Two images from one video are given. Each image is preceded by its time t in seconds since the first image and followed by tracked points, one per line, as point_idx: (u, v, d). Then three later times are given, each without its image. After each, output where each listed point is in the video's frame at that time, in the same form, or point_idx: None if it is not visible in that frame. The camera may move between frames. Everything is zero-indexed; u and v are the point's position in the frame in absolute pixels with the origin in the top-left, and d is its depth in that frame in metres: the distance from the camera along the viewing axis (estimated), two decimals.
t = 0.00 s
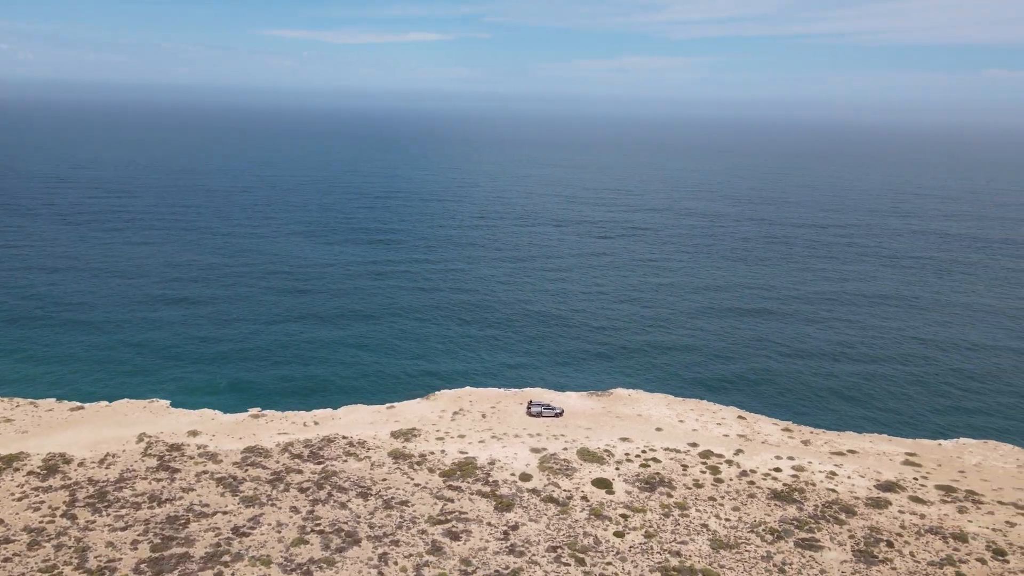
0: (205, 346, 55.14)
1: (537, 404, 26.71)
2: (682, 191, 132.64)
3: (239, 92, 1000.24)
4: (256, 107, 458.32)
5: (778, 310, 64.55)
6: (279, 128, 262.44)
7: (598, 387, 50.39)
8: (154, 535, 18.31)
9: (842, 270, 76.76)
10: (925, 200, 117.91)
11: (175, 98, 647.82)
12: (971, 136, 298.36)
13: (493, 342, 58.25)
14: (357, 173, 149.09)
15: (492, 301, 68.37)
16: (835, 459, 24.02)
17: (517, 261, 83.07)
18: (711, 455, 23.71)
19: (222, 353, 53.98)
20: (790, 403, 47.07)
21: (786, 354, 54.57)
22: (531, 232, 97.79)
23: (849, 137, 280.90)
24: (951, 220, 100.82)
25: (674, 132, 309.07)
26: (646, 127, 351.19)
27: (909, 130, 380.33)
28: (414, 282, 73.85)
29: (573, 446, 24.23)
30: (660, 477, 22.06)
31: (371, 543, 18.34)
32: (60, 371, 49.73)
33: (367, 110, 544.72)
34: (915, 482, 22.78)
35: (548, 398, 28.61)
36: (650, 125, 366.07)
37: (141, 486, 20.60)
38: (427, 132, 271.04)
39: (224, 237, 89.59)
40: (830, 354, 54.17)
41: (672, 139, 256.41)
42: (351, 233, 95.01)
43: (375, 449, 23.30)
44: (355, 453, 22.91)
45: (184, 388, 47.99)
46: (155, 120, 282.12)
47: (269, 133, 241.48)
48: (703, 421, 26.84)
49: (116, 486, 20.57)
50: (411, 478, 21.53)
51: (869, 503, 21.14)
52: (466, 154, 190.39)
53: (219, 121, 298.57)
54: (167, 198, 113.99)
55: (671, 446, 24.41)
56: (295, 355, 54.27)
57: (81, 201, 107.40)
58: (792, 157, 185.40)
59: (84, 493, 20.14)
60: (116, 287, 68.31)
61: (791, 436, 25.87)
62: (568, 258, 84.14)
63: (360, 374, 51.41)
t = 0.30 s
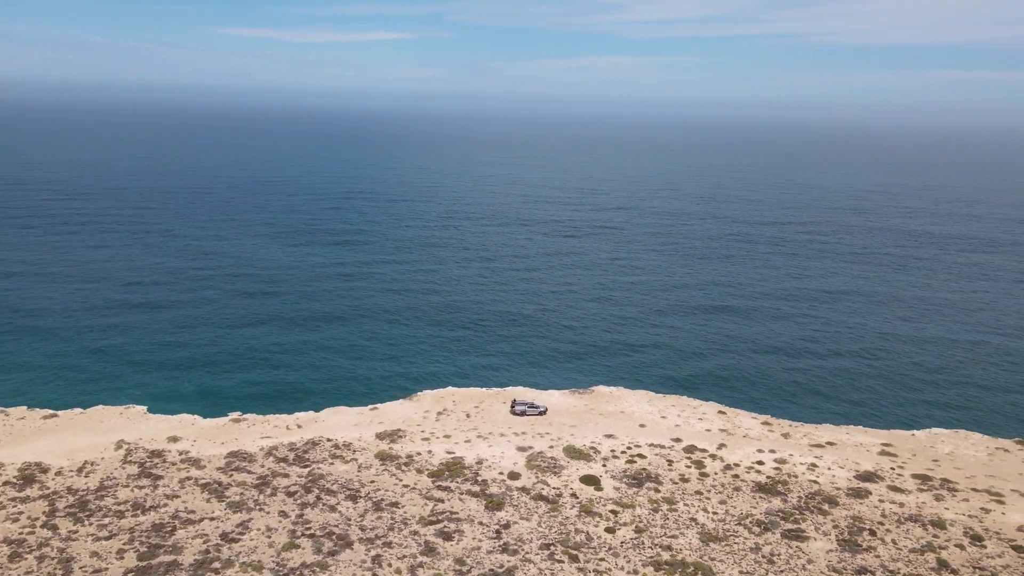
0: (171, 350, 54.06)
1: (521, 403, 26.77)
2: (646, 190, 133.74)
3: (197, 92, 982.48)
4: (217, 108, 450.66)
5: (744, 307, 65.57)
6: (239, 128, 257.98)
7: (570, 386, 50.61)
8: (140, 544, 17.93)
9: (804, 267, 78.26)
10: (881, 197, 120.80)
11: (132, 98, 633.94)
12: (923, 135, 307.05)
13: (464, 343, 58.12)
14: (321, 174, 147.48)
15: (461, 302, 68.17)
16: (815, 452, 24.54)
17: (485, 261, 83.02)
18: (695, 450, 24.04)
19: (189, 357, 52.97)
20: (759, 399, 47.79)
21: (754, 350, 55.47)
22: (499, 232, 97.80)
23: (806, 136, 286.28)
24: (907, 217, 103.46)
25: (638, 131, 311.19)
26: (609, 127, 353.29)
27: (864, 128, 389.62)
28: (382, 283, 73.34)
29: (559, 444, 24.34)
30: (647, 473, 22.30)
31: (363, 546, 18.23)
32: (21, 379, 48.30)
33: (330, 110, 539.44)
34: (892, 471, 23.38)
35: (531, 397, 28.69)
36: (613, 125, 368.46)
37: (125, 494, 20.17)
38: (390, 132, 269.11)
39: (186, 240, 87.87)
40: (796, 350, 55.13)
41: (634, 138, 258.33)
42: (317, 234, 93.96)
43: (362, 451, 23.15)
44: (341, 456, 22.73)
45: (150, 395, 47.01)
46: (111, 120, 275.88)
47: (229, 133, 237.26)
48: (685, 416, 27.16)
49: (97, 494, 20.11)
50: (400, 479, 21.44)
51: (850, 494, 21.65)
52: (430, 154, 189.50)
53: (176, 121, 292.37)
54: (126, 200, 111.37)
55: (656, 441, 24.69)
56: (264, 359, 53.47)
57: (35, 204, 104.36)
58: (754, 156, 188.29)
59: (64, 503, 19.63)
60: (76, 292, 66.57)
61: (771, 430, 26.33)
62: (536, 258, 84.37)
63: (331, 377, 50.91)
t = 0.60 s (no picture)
0: (135, 355, 52.93)
1: (505, 402, 26.82)
2: (611, 189, 134.76)
3: (154, 92, 962.90)
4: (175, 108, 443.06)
5: (711, 304, 66.55)
6: (198, 128, 253.21)
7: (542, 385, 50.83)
8: (126, 553, 17.54)
9: (767, 264, 79.74)
10: (839, 195, 123.60)
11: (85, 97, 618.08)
12: (876, 134, 315.20)
13: (435, 344, 57.99)
14: (284, 175, 145.71)
15: (431, 302, 67.97)
16: (795, 444, 25.04)
17: (453, 261, 82.92)
18: (679, 445, 24.36)
19: (154, 362, 51.91)
20: (729, 394, 48.51)
21: (722, 346, 56.33)
22: (466, 233, 97.72)
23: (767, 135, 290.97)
24: (865, 214, 106.01)
25: (602, 130, 313.16)
26: (573, 126, 355.03)
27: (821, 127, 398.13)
28: (351, 284, 72.76)
29: (545, 442, 24.45)
30: (634, 469, 22.53)
31: (356, 549, 18.09)
32: None
33: (292, 110, 533.69)
34: (870, 462, 23.97)
35: (513, 396, 28.74)
36: (576, 124, 370.39)
37: (107, 502, 19.74)
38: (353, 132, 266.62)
39: (147, 243, 86.08)
40: (764, 345, 56.08)
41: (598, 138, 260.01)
42: (282, 235, 92.85)
43: (348, 453, 22.98)
44: (328, 459, 22.54)
45: (115, 401, 45.95)
46: (64, 120, 269.32)
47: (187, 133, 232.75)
48: (667, 412, 27.49)
49: (79, 503, 19.64)
50: (388, 480, 21.35)
51: (832, 485, 22.14)
52: (395, 154, 188.47)
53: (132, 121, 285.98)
54: (82, 202, 108.63)
55: (640, 438, 24.96)
56: (232, 363, 52.66)
57: None
58: (716, 155, 191.06)
59: (44, 513, 19.11)
60: (34, 297, 64.79)
61: (752, 425, 26.78)
62: (504, 258, 84.60)
63: (301, 380, 50.39)
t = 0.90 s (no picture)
0: (98, 361, 51.67)
1: (489, 401, 26.85)
2: (577, 188, 135.47)
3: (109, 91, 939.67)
4: (123, 107, 429.63)
5: (679, 302, 67.36)
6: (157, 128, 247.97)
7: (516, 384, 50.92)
8: (113, 562, 17.16)
9: (733, 261, 80.99)
10: (800, 193, 126.01)
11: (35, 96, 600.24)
12: (833, 133, 322.30)
13: (407, 345, 57.70)
14: (247, 176, 143.54)
15: (401, 304, 67.62)
16: (776, 438, 25.52)
17: (422, 262, 82.58)
18: (664, 441, 24.65)
19: (119, 367, 50.75)
20: (700, 390, 49.10)
21: (691, 343, 57.06)
22: (434, 233, 97.35)
23: (729, 134, 295.11)
24: (826, 212, 108.24)
25: (567, 129, 314.55)
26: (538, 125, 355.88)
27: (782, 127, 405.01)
28: (318, 287, 72.02)
29: (530, 440, 24.55)
30: (620, 465, 22.74)
31: (348, 552, 17.97)
32: None
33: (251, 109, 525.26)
34: (848, 453, 24.54)
35: (495, 395, 28.77)
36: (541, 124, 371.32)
37: (89, 511, 19.30)
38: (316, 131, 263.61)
39: (107, 246, 84.07)
40: (732, 342, 56.90)
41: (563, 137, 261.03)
42: (247, 237, 91.48)
43: (334, 456, 22.81)
44: (314, 462, 22.35)
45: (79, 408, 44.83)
46: (11, 120, 260.50)
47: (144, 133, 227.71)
48: (649, 409, 27.79)
49: (59, 513, 19.17)
50: (377, 482, 21.25)
51: (814, 476, 22.61)
52: (359, 154, 186.97)
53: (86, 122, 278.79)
54: (36, 205, 105.63)
55: (624, 434, 25.20)
56: (199, 367, 51.75)
57: None
58: (679, 153, 193.34)
59: (23, 524, 18.60)
60: None
61: (733, 419, 27.21)
62: (473, 258, 84.52)
63: (271, 384, 49.75)
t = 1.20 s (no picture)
0: (59, 368, 50.31)
1: (473, 401, 26.86)
2: (543, 188, 135.77)
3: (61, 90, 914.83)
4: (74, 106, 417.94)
5: (648, 300, 67.98)
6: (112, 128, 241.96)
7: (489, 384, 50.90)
8: (100, 572, 16.77)
9: (699, 259, 81.98)
10: (763, 191, 127.90)
11: None
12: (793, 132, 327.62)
13: (378, 346, 57.26)
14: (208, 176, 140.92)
15: (371, 305, 67.12)
16: (756, 431, 25.99)
17: (390, 263, 81.99)
18: (648, 437, 24.93)
19: (81, 374, 49.49)
20: (671, 387, 49.62)
21: (661, 341, 57.67)
22: (401, 233, 96.75)
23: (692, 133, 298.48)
24: (788, 210, 110.17)
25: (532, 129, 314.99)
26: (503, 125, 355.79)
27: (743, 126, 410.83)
28: (286, 289, 71.09)
29: (516, 439, 24.62)
30: (607, 462, 22.95)
31: (341, 555, 17.84)
32: None
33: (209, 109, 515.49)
34: (827, 445, 25.09)
35: (478, 395, 28.76)
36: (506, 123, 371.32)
37: (72, 520, 18.85)
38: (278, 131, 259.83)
39: (64, 250, 81.84)
40: (701, 339, 57.61)
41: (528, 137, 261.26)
42: (211, 239, 89.92)
43: (320, 459, 22.62)
44: (300, 465, 22.13)
45: (40, 417, 43.57)
46: None
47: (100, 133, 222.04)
48: (631, 406, 28.05)
49: (40, 523, 18.67)
50: (365, 484, 21.12)
51: (796, 469, 23.06)
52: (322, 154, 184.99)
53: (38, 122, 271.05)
54: None
55: (609, 431, 25.42)
56: (166, 373, 50.72)
57: None
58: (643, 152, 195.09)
59: (3, 536, 18.08)
60: None
61: (714, 414, 27.61)
62: (441, 259, 84.24)
63: (241, 388, 49.00)
